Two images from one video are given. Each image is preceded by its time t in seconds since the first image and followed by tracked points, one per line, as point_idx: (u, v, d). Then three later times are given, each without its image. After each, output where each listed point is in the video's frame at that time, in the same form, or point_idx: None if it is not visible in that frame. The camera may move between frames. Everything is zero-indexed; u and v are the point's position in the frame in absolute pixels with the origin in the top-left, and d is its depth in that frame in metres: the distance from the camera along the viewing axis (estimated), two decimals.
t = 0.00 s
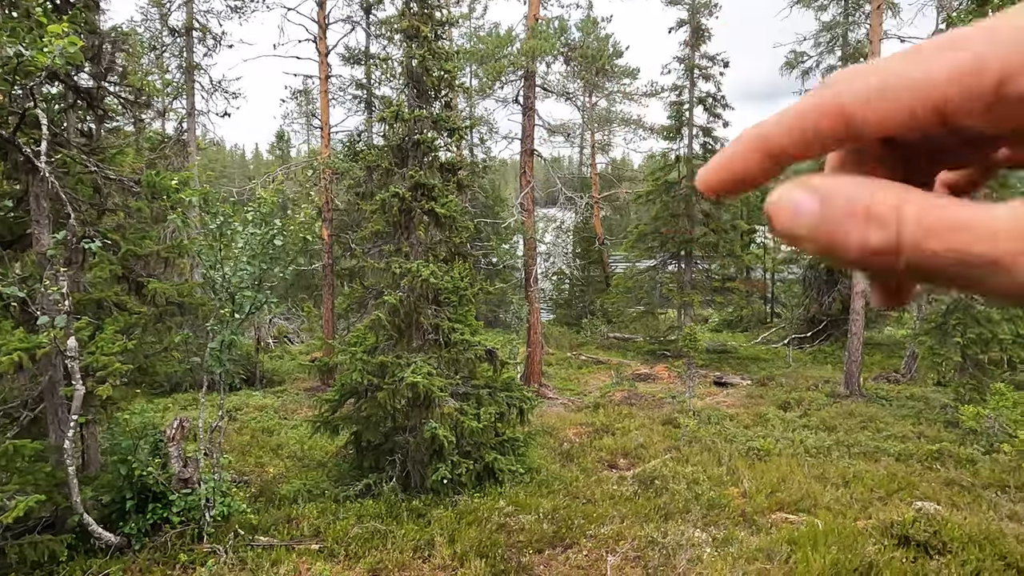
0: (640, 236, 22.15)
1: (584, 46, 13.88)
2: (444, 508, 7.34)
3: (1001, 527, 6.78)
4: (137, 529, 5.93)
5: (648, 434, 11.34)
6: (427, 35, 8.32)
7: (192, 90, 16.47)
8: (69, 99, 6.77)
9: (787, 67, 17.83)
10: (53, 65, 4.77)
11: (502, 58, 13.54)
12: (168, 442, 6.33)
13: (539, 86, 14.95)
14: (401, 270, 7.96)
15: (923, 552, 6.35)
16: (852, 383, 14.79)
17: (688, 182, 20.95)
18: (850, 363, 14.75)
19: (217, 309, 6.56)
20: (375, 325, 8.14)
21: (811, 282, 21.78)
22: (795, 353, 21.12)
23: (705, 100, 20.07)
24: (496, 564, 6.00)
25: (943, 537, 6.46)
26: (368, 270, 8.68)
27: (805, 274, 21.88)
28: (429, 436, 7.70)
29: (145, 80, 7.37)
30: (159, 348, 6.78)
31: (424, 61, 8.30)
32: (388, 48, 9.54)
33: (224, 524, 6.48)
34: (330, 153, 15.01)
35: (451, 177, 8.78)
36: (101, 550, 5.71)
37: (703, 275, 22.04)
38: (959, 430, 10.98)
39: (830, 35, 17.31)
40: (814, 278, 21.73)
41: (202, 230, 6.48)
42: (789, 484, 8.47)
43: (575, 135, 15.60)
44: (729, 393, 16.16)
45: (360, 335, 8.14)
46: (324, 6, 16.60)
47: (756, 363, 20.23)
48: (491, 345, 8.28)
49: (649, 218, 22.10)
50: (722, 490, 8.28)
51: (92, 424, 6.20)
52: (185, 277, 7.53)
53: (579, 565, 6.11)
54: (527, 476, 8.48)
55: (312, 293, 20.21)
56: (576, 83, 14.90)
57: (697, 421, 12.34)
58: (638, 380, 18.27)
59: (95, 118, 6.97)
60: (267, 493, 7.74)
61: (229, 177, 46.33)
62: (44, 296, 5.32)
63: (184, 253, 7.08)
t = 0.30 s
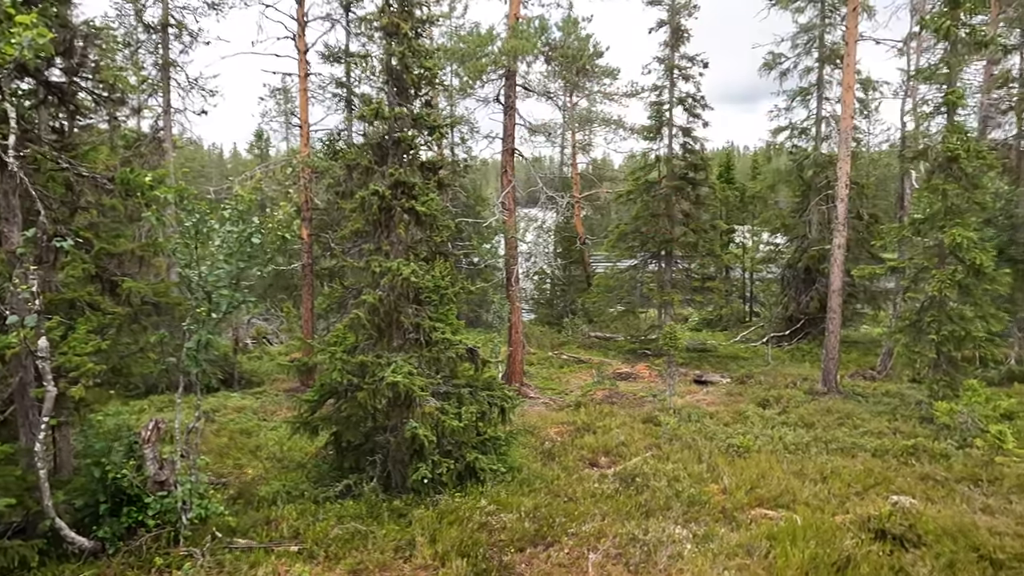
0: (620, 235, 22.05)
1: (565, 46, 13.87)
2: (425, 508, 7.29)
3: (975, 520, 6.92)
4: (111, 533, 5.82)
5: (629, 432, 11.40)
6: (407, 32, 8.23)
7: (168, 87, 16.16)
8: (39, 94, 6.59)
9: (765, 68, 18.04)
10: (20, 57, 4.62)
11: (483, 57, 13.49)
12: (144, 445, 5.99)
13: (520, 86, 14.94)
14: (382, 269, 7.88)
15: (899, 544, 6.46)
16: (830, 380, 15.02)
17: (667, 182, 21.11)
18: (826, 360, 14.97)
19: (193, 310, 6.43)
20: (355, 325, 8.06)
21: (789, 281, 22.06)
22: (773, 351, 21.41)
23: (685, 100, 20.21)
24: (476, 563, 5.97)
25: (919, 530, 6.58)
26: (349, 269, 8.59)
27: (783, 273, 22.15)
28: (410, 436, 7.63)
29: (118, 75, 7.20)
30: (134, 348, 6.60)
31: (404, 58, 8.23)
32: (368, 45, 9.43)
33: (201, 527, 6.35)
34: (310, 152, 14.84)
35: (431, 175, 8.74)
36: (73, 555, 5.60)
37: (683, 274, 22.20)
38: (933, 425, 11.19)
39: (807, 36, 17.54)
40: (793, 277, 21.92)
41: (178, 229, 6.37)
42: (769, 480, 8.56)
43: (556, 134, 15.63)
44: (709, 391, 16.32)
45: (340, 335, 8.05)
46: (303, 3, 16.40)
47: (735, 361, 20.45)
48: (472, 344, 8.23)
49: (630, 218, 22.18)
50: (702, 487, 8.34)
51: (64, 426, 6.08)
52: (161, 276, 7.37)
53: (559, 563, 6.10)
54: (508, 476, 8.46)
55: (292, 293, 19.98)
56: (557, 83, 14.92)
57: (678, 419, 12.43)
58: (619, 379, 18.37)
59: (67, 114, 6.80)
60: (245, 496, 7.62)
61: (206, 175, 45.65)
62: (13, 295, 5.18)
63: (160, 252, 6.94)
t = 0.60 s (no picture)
0: (598, 233, 22.19)
1: (543, 44, 13.85)
2: (404, 508, 7.26)
3: (945, 514, 7.09)
4: (83, 538, 5.69)
5: (607, 430, 11.47)
6: (384, 29, 8.13)
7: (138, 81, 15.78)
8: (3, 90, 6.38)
9: (740, 67, 18.26)
10: None
11: (461, 54, 13.42)
12: (118, 447, 5.79)
13: (498, 84, 14.90)
14: (359, 268, 7.80)
15: (872, 538, 6.61)
16: (804, 375, 15.28)
17: (644, 180, 21.27)
18: (800, 357, 15.23)
19: (167, 311, 6.30)
20: (333, 325, 7.97)
21: (764, 278, 22.38)
22: (749, 347, 21.72)
23: (662, 99, 20.36)
24: (457, 563, 5.96)
25: (890, 524, 6.74)
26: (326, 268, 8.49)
27: (758, 270, 22.47)
28: (389, 436, 7.58)
29: (88, 70, 7.00)
30: (106, 349, 6.46)
31: (381, 56, 8.13)
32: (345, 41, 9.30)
33: (175, 531, 6.28)
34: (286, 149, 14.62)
35: (409, 173, 8.68)
36: (45, 561, 5.47)
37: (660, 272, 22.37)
38: (903, 419, 11.46)
39: (781, 37, 17.78)
40: (767, 275, 22.29)
41: (152, 229, 6.24)
42: (745, 476, 8.68)
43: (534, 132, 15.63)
44: (686, 387, 16.51)
45: (317, 335, 7.95)
46: None
47: (712, 357, 20.70)
48: (451, 344, 8.19)
49: (607, 216, 22.30)
50: (680, 483, 8.43)
51: (34, 430, 5.94)
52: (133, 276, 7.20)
53: (540, 562, 6.12)
54: (487, 475, 8.45)
55: (267, 292, 19.71)
56: (535, 80, 14.91)
57: (656, 416, 12.54)
58: (598, 376, 18.47)
59: (34, 111, 6.60)
60: (221, 499, 7.50)
61: (178, 172, 44.78)
62: None
63: (132, 252, 6.78)
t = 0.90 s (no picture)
0: (563, 232, 22.34)
1: (508, 44, 13.83)
2: (370, 511, 7.16)
3: (901, 505, 7.34)
4: (36, 549, 5.41)
5: (574, 428, 11.52)
6: (348, 26, 7.99)
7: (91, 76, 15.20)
8: None
9: (701, 70, 18.58)
10: None
11: (425, 52, 13.30)
12: (69, 456, 5.79)
13: (463, 83, 14.84)
14: (324, 268, 7.65)
15: (831, 530, 6.80)
16: (764, 372, 15.63)
17: (609, 180, 21.47)
18: (761, 354, 15.58)
19: (123, 313, 6.07)
20: (296, 326, 7.80)
21: (725, 277, 22.82)
22: (711, 345, 22.14)
23: (626, 100, 20.59)
24: (424, 565, 5.89)
25: (850, 516, 6.94)
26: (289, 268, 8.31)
27: (719, 269, 22.91)
28: (355, 438, 7.45)
29: (35, 63, 6.70)
30: (57, 354, 6.17)
31: (344, 53, 7.99)
32: (307, 38, 9.13)
33: (132, 540, 6.06)
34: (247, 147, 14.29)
35: (373, 172, 8.55)
36: None
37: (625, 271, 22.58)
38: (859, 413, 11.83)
39: (741, 41, 18.16)
40: (729, 274, 22.75)
41: (107, 229, 6.01)
42: (709, 472, 8.83)
43: (499, 132, 15.59)
44: (650, 385, 16.73)
45: (280, 336, 7.77)
46: None
47: (676, 355, 21.03)
48: (417, 344, 8.09)
49: (573, 216, 22.44)
50: (646, 480, 8.52)
51: None
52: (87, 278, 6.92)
53: (508, 562, 6.10)
54: (454, 476, 8.38)
55: (228, 293, 19.23)
56: (500, 80, 14.89)
57: (621, 413, 12.66)
58: (564, 375, 18.57)
59: None
60: (180, 506, 7.26)
61: (133, 171, 43.43)
62: None
63: (85, 252, 6.51)
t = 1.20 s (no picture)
0: (515, 225, 22.37)
1: (458, 33, 13.64)
2: (321, 509, 6.98)
3: (841, 486, 7.68)
4: None
5: (527, 420, 11.56)
6: (292, 12, 7.70)
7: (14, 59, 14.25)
8: None
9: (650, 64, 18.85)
10: None
11: (374, 40, 13.00)
12: None
13: (412, 72, 14.59)
14: (269, 261, 7.39)
15: (776, 513, 7.05)
16: (711, 361, 16.07)
17: (559, 172, 21.58)
18: (708, 343, 16.02)
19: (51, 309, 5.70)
20: (241, 321, 7.52)
21: (674, 269, 23.32)
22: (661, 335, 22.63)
23: (576, 92, 20.71)
24: (377, 562, 5.79)
25: (793, 498, 7.22)
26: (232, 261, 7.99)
27: (668, 261, 23.39)
28: (304, 435, 7.25)
29: None
30: None
31: (288, 39, 7.70)
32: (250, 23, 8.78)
33: (67, 547, 5.72)
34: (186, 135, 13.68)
35: (320, 162, 8.29)
36: None
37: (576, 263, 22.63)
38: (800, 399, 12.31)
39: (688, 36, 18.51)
40: (677, 265, 23.24)
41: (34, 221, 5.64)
42: (659, 459, 9.02)
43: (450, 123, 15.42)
44: (602, 375, 16.97)
45: (224, 332, 7.47)
46: None
47: (626, 346, 21.40)
48: (368, 338, 7.92)
49: (525, 208, 22.47)
50: (598, 469, 8.63)
51: None
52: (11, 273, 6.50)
53: (462, 555, 6.07)
54: (407, 471, 8.27)
55: (168, 288, 18.44)
56: (450, 70, 14.71)
57: (573, 404, 12.79)
58: (516, 367, 18.62)
59: None
60: (118, 510, 6.91)
61: (63, 160, 41.17)
62: None
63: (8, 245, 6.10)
